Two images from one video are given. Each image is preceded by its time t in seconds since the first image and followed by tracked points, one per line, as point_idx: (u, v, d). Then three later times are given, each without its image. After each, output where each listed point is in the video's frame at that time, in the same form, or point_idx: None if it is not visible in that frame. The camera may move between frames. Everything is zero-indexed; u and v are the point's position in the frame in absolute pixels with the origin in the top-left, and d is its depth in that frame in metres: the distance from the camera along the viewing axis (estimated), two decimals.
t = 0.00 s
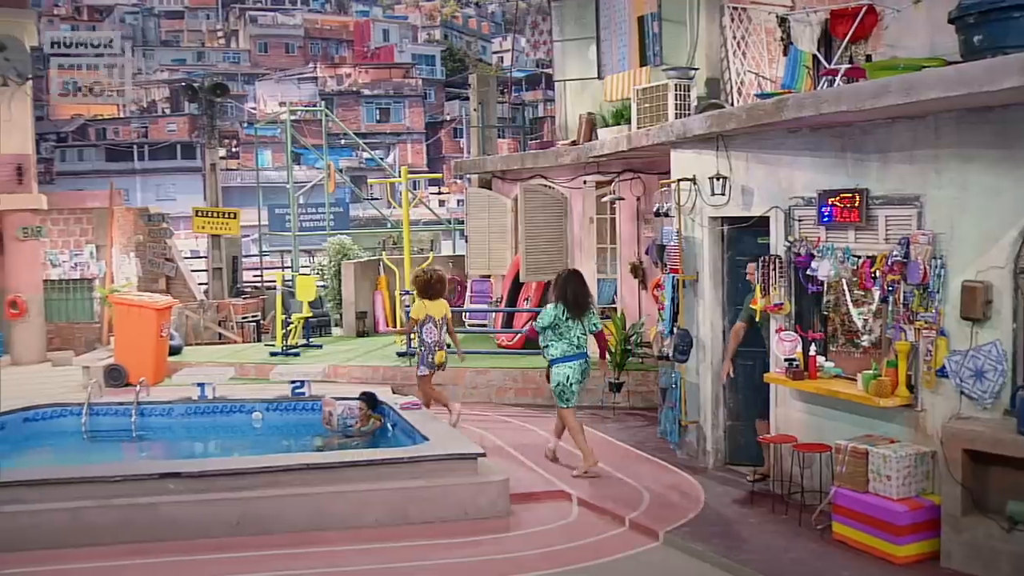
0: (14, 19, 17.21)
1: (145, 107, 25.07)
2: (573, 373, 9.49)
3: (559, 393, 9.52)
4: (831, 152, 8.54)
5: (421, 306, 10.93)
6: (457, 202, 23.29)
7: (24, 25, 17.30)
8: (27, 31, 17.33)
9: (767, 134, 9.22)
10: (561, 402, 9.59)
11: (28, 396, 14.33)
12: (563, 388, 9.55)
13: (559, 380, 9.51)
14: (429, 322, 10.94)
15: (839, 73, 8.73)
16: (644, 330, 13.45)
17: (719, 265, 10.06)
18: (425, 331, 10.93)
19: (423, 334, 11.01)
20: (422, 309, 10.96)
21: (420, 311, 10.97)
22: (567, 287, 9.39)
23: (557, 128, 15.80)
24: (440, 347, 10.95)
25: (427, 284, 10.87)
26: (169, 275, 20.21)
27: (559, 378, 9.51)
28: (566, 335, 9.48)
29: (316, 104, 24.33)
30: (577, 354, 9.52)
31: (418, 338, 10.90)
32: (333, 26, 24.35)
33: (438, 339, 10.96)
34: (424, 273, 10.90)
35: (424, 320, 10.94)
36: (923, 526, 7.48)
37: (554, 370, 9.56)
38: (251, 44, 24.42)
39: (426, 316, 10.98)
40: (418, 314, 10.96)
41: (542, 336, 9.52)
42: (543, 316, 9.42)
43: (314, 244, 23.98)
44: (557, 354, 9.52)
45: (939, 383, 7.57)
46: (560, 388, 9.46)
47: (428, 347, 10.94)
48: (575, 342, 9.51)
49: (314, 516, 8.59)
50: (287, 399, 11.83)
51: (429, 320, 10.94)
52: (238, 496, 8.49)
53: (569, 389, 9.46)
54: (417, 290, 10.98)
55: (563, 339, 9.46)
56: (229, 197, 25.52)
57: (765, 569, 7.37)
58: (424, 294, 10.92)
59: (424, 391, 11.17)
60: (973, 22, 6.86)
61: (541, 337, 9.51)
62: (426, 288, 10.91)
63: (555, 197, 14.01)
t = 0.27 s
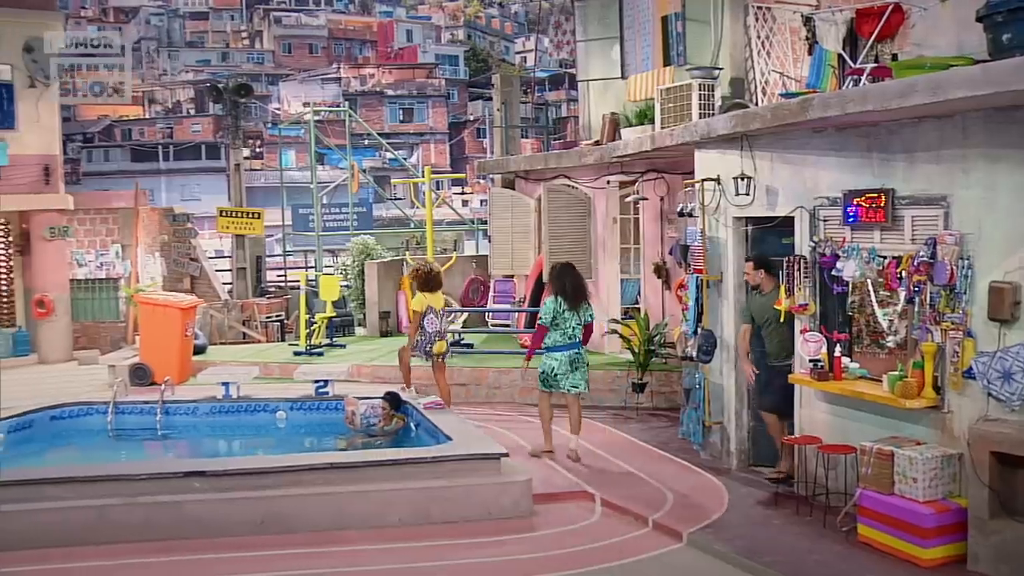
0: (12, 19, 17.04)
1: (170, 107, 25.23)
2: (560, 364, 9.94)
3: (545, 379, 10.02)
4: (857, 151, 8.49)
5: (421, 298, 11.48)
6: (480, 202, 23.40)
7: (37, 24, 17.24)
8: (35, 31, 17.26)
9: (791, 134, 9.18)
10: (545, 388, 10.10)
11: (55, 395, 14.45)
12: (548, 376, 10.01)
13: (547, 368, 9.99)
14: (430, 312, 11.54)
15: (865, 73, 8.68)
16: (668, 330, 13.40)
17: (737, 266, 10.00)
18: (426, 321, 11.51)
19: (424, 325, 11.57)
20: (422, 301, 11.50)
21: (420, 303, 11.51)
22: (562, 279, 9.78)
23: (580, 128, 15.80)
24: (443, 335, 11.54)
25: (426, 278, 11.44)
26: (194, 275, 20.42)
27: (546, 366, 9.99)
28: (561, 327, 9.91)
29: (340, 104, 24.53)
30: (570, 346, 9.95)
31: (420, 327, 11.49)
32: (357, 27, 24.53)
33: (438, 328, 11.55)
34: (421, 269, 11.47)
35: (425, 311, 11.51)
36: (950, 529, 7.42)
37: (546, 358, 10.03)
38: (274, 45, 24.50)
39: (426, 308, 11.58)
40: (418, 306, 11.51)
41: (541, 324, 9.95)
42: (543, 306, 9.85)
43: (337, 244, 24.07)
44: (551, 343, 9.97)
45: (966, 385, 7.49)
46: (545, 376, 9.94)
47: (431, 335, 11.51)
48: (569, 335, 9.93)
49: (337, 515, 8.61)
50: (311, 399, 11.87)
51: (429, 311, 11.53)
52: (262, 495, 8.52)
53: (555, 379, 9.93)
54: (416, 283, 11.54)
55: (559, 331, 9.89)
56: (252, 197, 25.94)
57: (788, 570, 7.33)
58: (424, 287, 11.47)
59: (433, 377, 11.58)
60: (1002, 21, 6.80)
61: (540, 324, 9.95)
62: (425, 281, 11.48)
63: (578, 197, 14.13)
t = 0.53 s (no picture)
0: (13, 19, 16.93)
1: (197, 107, 25.63)
2: (552, 364, 10.12)
3: (536, 377, 10.19)
4: (885, 151, 8.43)
5: (419, 288, 11.51)
6: (505, 202, 23.37)
7: (37, 24, 17.16)
8: (34, 31, 17.15)
9: (819, 133, 9.12)
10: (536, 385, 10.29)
11: (83, 393, 14.58)
12: (541, 374, 10.17)
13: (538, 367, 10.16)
14: (425, 301, 11.64)
15: (893, 71, 8.63)
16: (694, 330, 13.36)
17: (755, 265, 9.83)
18: (422, 310, 11.68)
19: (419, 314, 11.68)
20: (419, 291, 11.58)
21: (416, 293, 11.57)
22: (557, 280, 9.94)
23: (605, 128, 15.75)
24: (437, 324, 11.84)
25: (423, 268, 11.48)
26: (220, 274, 20.68)
27: (538, 365, 10.16)
28: (555, 327, 10.06)
29: (366, 104, 24.63)
30: (562, 346, 10.11)
31: (418, 316, 11.56)
32: (382, 27, 25.02)
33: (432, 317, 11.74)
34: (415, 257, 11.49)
35: (421, 301, 11.60)
36: (978, 533, 7.35)
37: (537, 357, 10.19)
38: (301, 45, 24.83)
39: (418, 298, 11.63)
40: (414, 296, 11.54)
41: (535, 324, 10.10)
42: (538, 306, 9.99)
43: (362, 244, 24.15)
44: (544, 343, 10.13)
45: (997, 387, 7.42)
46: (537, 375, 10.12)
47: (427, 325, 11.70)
48: (562, 335, 10.09)
49: (362, 514, 8.63)
50: (336, 398, 11.90)
51: (425, 300, 11.63)
52: (288, 495, 8.55)
53: (546, 378, 10.11)
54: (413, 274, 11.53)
55: (553, 332, 10.04)
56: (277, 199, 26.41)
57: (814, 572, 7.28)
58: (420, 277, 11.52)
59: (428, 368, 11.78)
60: None
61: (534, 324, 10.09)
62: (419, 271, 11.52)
63: (604, 197, 13.82)
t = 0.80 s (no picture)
0: (13, 18, 16.97)
1: (229, 108, 25.33)
2: (566, 357, 10.26)
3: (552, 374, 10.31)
4: (919, 150, 8.34)
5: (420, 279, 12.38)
6: (535, 202, 23.53)
7: (38, 23, 17.20)
8: (33, 30, 17.19)
9: (852, 133, 9.04)
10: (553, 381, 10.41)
11: (117, 391, 14.72)
12: (556, 370, 10.30)
13: (552, 362, 10.30)
14: (428, 293, 12.44)
15: (927, 70, 8.57)
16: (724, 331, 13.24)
17: (777, 266, 9.72)
18: (427, 302, 12.38)
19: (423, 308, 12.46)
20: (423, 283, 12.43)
21: (421, 285, 12.43)
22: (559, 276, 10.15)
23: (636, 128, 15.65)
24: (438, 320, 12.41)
25: (423, 261, 12.39)
26: (251, 274, 20.82)
27: (551, 360, 10.30)
28: (561, 321, 10.25)
29: (396, 104, 24.91)
30: (572, 339, 10.27)
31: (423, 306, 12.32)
32: (413, 28, 25.38)
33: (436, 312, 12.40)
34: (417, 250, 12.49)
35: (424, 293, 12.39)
36: (1014, 536, 7.27)
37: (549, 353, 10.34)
38: (332, 46, 25.20)
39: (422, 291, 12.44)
40: (418, 288, 12.41)
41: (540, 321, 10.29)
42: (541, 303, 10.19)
43: (393, 244, 24.22)
44: (552, 339, 10.30)
45: None
46: (553, 370, 10.24)
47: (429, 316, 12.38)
48: (569, 328, 10.27)
49: (393, 514, 8.65)
50: (367, 397, 11.98)
51: (428, 292, 12.43)
52: (319, 493, 8.58)
53: (561, 372, 10.25)
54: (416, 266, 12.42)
55: (560, 325, 10.22)
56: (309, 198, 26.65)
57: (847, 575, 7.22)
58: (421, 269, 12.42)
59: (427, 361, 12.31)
60: None
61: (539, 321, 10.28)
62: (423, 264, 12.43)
63: (635, 197, 13.79)
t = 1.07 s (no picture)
0: (14, 17, 16.73)
1: (265, 108, 26.20)
2: (579, 351, 10.79)
3: (563, 366, 10.86)
4: (960, 149, 8.25)
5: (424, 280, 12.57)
6: (571, 203, 23.63)
7: (42, 23, 17.06)
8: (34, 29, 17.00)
9: (891, 132, 8.95)
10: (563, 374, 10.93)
11: (156, 389, 14.84)
12: (568, 363, 10.85)
13: (564, 355, 10.81)
14: (427, 294, 12.65)
15: (967, 69, 8.54)
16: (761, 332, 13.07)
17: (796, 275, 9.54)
18: (427, 303, 12.62)
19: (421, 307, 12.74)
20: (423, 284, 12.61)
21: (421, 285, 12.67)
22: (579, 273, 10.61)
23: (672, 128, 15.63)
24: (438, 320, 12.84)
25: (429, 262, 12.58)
26: (288, 274, 21.02)
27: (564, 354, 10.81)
28: (577, 317, 10.76)
29: (432, 105, 25.17)
30: (586, 334, 10.79)
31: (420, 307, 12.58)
32: (448, 28, 25.84)
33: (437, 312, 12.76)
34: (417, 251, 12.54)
35: (427, 294, 12.64)
36: None
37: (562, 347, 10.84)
38: (368, 46, 25.54)
39: (423, 291, 12.66)
40: (418, 288, 12.65)
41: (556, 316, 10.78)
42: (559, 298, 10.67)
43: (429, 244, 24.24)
44: (568, 333, 10.79)
45: None
46: (566, 363, 10.76)
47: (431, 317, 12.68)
48: (584, 324, 10.79)
49: (429, 513, 8.66)
50: (403, 396, 11.99)
51: (428, 293, 12.66)
52: (356, 492, 8.60)
53: (572, 365, 10.80)
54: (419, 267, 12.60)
55: (575, 321, 10.72)
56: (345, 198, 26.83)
57: None
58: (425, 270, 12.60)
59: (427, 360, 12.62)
60: None
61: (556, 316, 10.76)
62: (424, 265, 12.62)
63: (671, 197, 13.78)
